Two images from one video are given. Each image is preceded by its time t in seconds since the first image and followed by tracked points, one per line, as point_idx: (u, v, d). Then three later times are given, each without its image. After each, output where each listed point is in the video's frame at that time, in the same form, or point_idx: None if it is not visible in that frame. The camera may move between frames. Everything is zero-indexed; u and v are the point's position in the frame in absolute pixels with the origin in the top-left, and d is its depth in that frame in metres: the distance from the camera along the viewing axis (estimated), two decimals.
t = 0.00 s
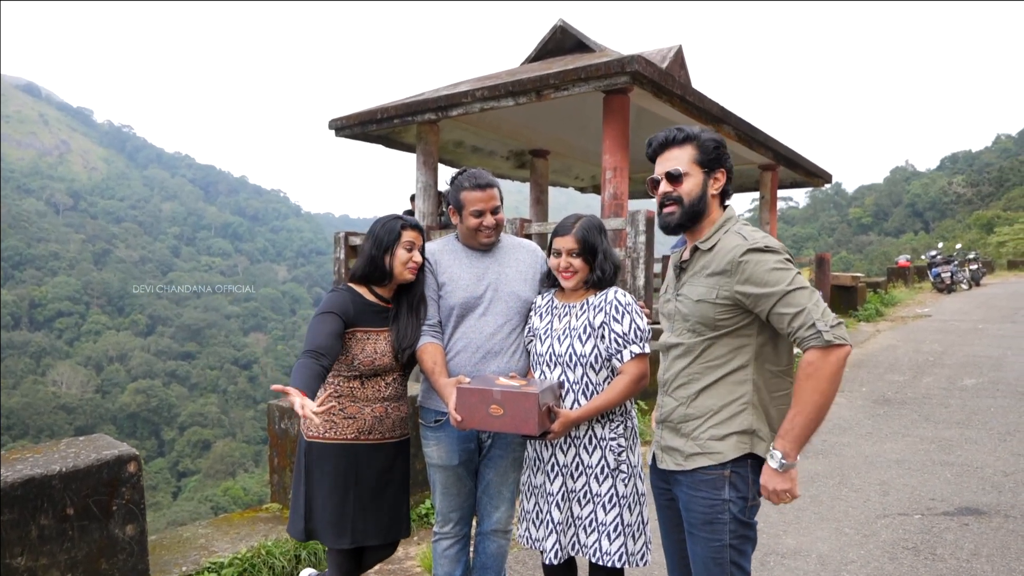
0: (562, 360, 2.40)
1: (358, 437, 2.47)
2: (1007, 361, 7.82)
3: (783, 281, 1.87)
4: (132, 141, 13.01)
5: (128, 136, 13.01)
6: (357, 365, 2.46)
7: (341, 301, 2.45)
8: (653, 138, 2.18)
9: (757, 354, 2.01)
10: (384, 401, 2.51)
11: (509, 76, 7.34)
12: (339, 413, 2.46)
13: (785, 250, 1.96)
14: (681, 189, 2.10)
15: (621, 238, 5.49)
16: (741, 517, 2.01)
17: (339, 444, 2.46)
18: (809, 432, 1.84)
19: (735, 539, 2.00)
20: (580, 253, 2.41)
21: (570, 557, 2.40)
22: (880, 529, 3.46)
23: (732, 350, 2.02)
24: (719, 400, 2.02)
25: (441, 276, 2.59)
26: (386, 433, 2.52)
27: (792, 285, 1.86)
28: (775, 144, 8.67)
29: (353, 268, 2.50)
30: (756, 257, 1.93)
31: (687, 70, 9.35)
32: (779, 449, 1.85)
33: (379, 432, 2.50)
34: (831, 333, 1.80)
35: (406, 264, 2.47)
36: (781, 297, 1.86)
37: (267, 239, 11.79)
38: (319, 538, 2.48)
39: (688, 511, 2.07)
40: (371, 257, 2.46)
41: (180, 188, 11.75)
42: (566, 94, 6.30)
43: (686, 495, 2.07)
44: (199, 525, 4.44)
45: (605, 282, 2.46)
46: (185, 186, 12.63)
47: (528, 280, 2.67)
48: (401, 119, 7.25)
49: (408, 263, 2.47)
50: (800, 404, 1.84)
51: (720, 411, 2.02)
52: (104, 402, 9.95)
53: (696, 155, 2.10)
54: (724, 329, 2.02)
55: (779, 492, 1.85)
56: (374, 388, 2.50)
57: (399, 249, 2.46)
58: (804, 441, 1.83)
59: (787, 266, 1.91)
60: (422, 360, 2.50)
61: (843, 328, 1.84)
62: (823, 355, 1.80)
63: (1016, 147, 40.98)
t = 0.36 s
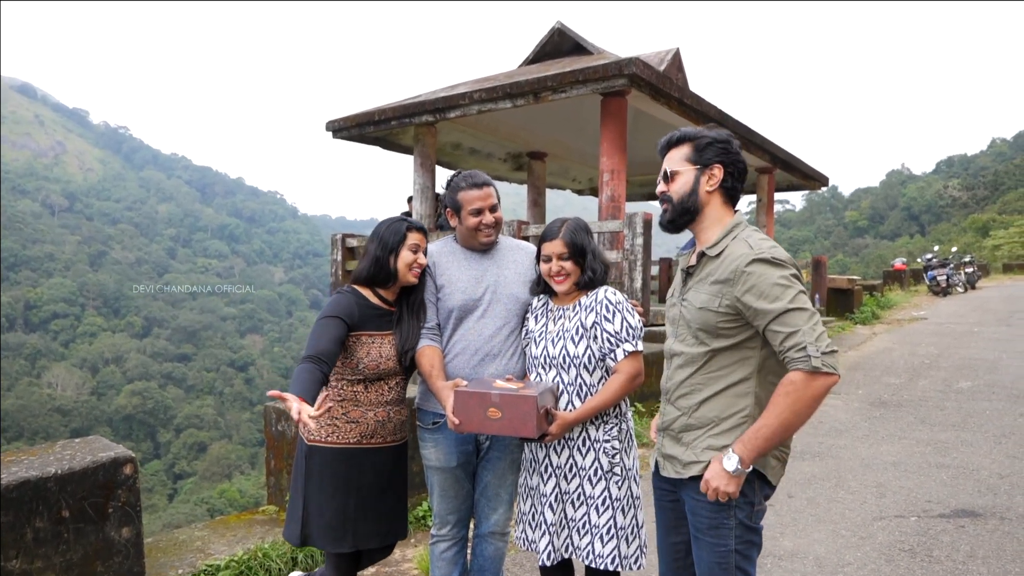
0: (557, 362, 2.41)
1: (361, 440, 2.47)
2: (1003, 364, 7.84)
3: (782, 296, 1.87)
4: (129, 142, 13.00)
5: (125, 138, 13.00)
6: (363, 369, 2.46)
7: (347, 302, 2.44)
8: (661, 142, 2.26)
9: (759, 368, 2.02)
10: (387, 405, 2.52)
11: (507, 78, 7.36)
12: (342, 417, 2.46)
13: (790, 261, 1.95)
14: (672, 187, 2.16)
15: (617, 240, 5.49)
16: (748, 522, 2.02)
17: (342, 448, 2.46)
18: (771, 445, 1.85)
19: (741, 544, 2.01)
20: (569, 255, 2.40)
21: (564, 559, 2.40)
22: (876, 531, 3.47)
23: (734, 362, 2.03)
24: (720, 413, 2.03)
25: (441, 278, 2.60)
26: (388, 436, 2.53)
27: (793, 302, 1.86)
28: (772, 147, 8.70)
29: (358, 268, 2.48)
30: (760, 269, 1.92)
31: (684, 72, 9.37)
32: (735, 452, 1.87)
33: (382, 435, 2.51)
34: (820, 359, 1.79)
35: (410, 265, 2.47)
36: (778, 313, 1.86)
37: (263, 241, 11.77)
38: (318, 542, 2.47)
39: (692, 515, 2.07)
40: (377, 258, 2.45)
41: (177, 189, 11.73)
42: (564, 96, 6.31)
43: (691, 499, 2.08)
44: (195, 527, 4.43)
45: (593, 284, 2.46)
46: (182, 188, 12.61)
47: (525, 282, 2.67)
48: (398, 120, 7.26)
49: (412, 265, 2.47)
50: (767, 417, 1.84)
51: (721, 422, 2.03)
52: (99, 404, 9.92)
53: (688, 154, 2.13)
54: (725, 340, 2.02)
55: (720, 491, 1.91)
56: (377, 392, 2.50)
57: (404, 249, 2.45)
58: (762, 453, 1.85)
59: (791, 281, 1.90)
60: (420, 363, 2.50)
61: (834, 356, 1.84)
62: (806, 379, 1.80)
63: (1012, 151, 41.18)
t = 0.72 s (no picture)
0: (558, 362, 2.41)
1: (365, 438, 2.48)
2: (1001, 364, 7.86)
3: (778, 299, 1.86)
4: (127, 140, 12.99)
5: (123, 135, 12.99)
6: (366, 374, 2.45)
7: (349, 309, 2.39)
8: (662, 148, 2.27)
9: (757, 369, 2.01)
10: (388, 404, 2.54)
11: (506, 76, 7.36)
12: (346, 417, 2.45)
13: (790, 261, 1.95)
14: (670, 194, 2.18)
15: (615, 239, 5.49)
16: (747, 521, 2.01)
17: (348, 447, 2.46)
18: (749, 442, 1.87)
19: (740, 543, 2.01)
20: (563, 254, 2.39)
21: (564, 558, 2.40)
22: (875, 531, 3.47)
23: (732, 362, 2.03)
24: (718, 412, 2.03)
25: (440, 278, 2.58)
26: (389, 432, 2.57)
27: (788, 306, 1.84)
28: (771, 146, 8.69)
29: (355, 270, 2.44)
30: (759, 268, 1.92)
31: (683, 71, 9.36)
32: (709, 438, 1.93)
33: (384, 432, 2.54)
34: (807, 365, 1.79)
35: (408, 263, 2.43)
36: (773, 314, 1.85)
37: (261, 239, 11.76)
38: (324, 538, 2.45)
39: (693, 513, 2.07)
40: (375, 261, 2.41)
41: (175, 187, 11.70)
42: (563, 95, 6.30)
43: (691, 498, 2.08)
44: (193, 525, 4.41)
45: (591, 278, 2.43)
46: (180, 186, 12.58)
47: (525, 280, 2.65)
48: (397, 119, 7.24)
49: (408, 262, 2.43)
50: (748, 414, 1.86)
51: (719, 421, 2.02)
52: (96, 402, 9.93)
53: (681, 159, 2.13)
54: (725, 338, 2.02)
55: (692, 474, 1.98)
56: (379, 392, 2.51)
57: (399, 249, 2.42)
58: (734, 445, 1.89)
59: (789, 285, 1.89)
60: (420, 363, 2.50)
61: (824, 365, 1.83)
62: (791, 383, 1.81)
63: (1010, 151, 41.23)
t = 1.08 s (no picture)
0: (568, 362, 2.39)
1: (367, 438, 2.48)
2: (1008, 362, 7.82)
3: (786, 296, 1.87)
4: (130, 140, 12.99)
5: (127, 135, 12.99)
6: (365, 374, 2.44)
7: (347, 307, 2.39)
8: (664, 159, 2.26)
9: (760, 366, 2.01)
10: (390, 403, 2.53)
11: (509, 75, 7.34)
12: (348, 417, 2.45)
13: (800, 261, 1.96)
14: (680, 200, 2.15)
15: (620, 238, 5.47)
16: (740, 517, 1.99)
17: (350, 446, 2.45)
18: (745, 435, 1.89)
19: (732, 538, 1.99)
20: (595, 248, 2.44)
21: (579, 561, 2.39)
22: (883, 531, 3.45)
23: (736, 358, 2.02)
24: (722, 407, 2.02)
25: (445, 277, 2.56)
26: (391, 431, 2.56)
27: (795, 305, 1.85)
28: (775, 144, 8.66)
29: (354, 270, 2.43)
30: (771, 266, 1.92)
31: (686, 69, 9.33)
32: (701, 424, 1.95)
33: (385, 431, 2.53)
34: (804, 365, 1.82)
35: (406, 264, 2.42)
36: (780, 311, 1.86)
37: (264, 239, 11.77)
38: (326, 537, 2.44)
39: (689, 508, 2.06)
40: (374, 261, 2.40)
41: (178, 187, 11.70)
42: (566, 93, 6.28)
43: (688, 491, 2.07)
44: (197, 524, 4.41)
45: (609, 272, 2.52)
46: (183, 185, 12.58)
47: (530, 281, 2.64)
48: (400, 118, 7.23)
49: (407, 263, 2.42)
50: (747, 407, 1.88)
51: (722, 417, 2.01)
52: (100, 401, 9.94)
53: (689, 164, 2.11)
54: (731, 334, 2.01)
55: (688, 462, 1.98)
56: (380, 392, 2.50)
57: (398, 249, 2.40)
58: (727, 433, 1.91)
59: (797, 284, 1.89)
60: (425, 363, 2.48)
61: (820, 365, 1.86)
62: (789, 379, 1.83)
63: (1016, 148, 41.05)
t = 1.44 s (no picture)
0: (591, 366, 2.36)
1: (384, 442, 2.46)
2: None
3: (825, 302, 1.83)
4: (159, 145, 13.22)
5: (155, 140, 13.22)
6: (379, 374, 2.41)
7: (357, 307, 2.38)
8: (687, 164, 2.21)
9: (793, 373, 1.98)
10: (407, 406, 2.50)
11: (532, 78, 7.33)
12: (364, 420, 2.43)
13: (836, 267, 1.92)
14: (703, 206, 2.11)
15: (644, 241, 5.42)
16: (774, 527, 1.97)
17: (368, 450, 2.44)
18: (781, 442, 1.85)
19: (765, 549, 1.96)
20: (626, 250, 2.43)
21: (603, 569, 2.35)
22: (917, 542, 3.36)
23: (769, 365, 1.98)
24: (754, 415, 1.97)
25: (464, 282, 2.56)
26: (410, 435, 2.52)
27: (834, 312, 1.82)
28: (802, 145, 8.53)
29: (364, 270, 2.42)
30: (808, 271, 1.88)
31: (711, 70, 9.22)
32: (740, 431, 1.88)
33: (404, 435, 2.50)
34: (846, 372, 1.78)
35: (418, 263, 2.42)
36: (819, 317, 1.82)
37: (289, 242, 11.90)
38: (346, 544, 2.43)
39: (717, 519, 2.03)
40: (384, 260, 2.39)
41: (205, 191, 11.88)
42: (589, 96, 6.24)
43: (716, 500, 2.03)
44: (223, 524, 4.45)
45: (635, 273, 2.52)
46: (209, 189, 12.77)
47: (551, 285, 2.62)
48: (424, 121, 7.25)
49: (419, 263, 2.41)
50: (785, 415, 1.83)
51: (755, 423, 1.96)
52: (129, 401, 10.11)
53: (713, 171, 2.07)
54: (765, 340, 1.96)
55: (726, 462, 1.92)
56: (397, 394, 2.47)
57: (409, 249, 2.40)
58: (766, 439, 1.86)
59: (836, 291, 1.86)
60: (445, 368, 2.47)
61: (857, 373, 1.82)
62: (827, 386, 1.79)
63: None
